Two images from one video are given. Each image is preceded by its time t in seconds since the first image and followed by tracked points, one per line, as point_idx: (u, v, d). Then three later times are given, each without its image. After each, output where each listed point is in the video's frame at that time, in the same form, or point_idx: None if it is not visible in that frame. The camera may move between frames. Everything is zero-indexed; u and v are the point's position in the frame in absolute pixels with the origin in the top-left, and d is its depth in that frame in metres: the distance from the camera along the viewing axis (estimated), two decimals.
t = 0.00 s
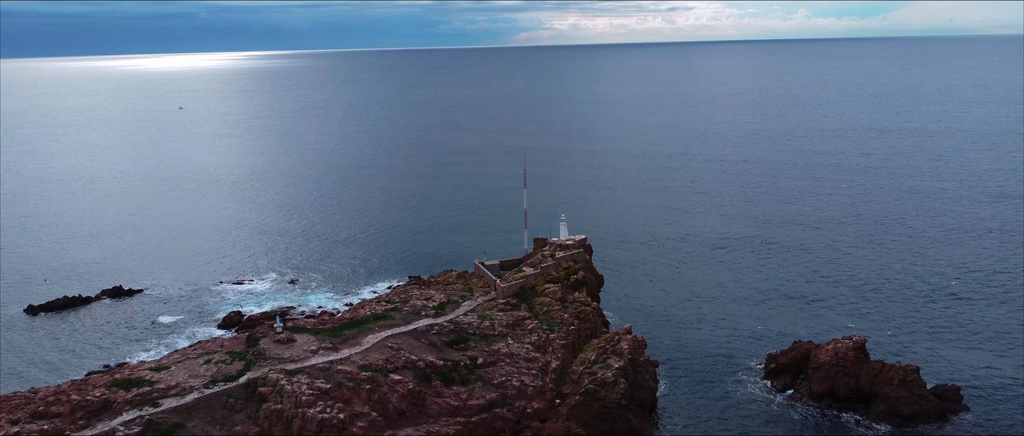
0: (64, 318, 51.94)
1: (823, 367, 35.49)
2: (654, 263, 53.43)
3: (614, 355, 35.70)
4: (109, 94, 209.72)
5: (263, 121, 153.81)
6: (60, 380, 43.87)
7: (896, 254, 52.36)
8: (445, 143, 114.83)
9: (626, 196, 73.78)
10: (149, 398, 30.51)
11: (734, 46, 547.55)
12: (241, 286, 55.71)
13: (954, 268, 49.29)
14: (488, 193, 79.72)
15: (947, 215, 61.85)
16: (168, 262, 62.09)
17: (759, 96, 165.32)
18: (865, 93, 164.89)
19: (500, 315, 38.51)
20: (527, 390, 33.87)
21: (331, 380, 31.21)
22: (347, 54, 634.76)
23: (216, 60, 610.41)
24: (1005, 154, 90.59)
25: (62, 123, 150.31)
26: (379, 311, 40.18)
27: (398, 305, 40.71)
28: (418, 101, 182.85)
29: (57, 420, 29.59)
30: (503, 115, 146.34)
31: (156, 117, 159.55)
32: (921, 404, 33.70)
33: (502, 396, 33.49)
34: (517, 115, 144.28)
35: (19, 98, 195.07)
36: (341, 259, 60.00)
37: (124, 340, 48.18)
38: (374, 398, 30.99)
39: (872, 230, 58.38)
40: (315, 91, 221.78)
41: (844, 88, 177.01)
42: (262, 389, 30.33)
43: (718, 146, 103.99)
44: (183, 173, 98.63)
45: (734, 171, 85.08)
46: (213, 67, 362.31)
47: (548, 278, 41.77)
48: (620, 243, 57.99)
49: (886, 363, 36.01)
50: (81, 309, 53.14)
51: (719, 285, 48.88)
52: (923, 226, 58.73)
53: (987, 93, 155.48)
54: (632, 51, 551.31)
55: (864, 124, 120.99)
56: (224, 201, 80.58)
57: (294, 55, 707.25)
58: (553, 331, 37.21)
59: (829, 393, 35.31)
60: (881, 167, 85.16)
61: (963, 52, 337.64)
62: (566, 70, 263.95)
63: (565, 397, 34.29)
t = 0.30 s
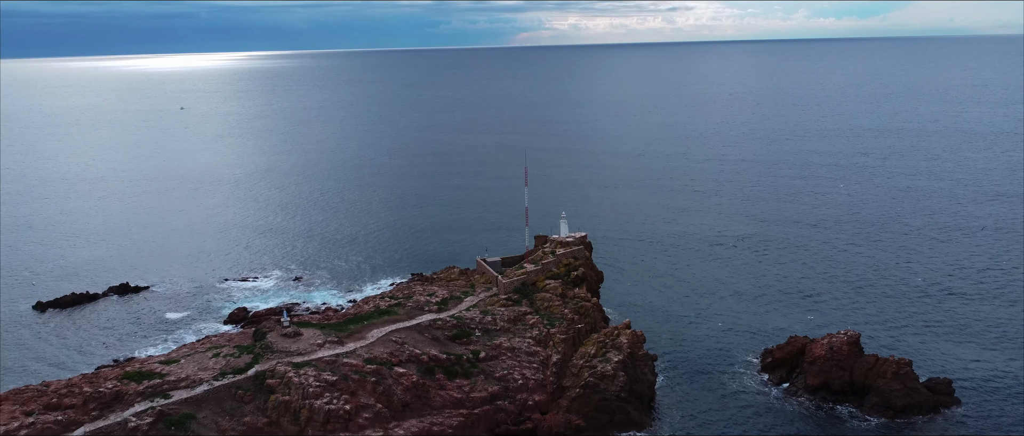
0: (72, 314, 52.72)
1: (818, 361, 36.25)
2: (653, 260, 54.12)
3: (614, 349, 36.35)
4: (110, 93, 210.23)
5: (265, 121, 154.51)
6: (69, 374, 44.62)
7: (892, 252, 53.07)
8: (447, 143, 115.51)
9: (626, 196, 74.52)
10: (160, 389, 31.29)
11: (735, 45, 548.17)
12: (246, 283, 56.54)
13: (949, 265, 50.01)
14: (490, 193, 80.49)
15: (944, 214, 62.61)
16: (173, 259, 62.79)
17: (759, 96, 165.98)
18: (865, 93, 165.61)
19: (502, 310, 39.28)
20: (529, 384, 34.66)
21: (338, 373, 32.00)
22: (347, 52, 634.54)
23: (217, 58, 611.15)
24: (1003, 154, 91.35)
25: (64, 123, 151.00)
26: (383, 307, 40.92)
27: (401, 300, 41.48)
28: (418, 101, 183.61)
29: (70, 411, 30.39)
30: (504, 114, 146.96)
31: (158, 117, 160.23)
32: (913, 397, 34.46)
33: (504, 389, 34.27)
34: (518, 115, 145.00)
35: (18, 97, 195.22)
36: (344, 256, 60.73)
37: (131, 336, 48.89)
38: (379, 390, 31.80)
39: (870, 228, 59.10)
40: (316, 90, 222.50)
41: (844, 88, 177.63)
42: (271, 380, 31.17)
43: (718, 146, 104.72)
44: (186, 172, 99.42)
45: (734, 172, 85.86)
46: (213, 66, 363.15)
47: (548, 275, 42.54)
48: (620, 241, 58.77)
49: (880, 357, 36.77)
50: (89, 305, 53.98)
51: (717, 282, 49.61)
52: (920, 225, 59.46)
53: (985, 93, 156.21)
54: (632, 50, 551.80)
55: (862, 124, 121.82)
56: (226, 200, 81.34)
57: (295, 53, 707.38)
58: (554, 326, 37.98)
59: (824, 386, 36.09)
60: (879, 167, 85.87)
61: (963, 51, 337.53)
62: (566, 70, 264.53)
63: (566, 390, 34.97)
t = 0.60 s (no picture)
0: (142, 281, 61.06)
1: (778, 310, 43.64)
2: (648, 240, 61.96)
3: (610, 299, 43.94)
4: (137, 94, 220.12)
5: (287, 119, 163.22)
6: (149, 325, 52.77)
7: (856, 236, 60.68)
8: (460, 141, 123.41)
9: (626, 192, 82.33)
10: (247, 325, 39.34)
11: (741, 46, 555.57)
12: (290, 257, 64.69)
13: (904, 246, 57.54)
14: (502, 188, 88.38)
15: (910, 207, 70.11)
16: (224, 243, 71.18)
17: (759, 97, 173.35)
18: (860, 94, 172.74)
19: (516, 270, 47.16)
20: (540, 326, 42.44)
21: (387, 314, 40.00)
22: (358, 53, 644.78)
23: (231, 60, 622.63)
24: (979, 153, 98.54)
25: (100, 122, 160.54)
26: (417, 268, 48.86)
27: (432, 263, 49.40)
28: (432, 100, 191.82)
29: (178, 340, 38.54)
30: (513, 114, 154.86)
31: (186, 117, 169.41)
32: (854, 336, 41.44)
33: (519, 330, 42.02)
34: (526, 115, 152.73)
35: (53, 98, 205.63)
36: (376, 239, 68.85)
37: (196, 298, 56.93)
38: (420, 327, 39.77)
39: (841, 218, 66.76)
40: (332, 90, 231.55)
41: (841, 89, 184.72)
42: (335, 318, 39.47)
43: (714, 145, 112.20)
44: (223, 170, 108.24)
45: (726, 170, 93.48)
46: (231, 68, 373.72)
47: (556, 242, 50.38)
48: (618, 226, 66.54)
49: (831, 307, 43.89)
50: (156, 274, 62.40)
51: (701, 256, 57.33)
52: (886, 215, 66.99)
53: (976, 94, 162.98)
54: (639, 50, 559.71)
55: (853, 124, 129.29)
56: (265, 196, 89.99)
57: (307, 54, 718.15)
58: (561, 282, 45.80)
59: (782, 330, 43.42)
60: (861, 166, 93.30)
61: (966, 51, 343.26)
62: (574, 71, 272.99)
63: (570, 330, 42.61)
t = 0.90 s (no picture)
0: (149, 278, 62.03)
1: (775, 305, 44.39)
2: (647, 237, 62.83)
3: (610, 294, 44.74)
4: (139, 94, 221.08)
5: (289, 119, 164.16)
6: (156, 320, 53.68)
7: (853, 234, 61.46)
8: (460, 142, 124.20)
9: (626, 191, 83.13)
10: (254, 320, 40.19)
11: (742, 46, 557.13)
12: (294, 255, 65.64)
13: (900, 243, 58.31)
14: (502, 187, 89.20)
15: (907, 205, 70.86)
16: (228, 241, 72.06)
17: (759, 97, 173.99)
18: (860, 93, 173.27)
19: (518, 266, 47.97)
20: (541, 321, 43.24)
21: (391, 309, 40.82)
22: (359, 54, 645.74)
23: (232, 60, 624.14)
24: (976, 152, 99.22)
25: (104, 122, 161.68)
26: (420, 264, 49.66)
27: (435, 259, 50.20)
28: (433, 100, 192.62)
29: (186, 335, 39.34)
30: (513, 114, 155.62)
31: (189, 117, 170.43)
32: (850, 331, 42.16)
33: (521, 325, 42.80)
34: (526, 115, 153.49)
35: (55, 98, 206.80)
36: (379, 237, 69.75)
37: (202, 294, 57.79)
38: (423, 322, 40.59)
39: (839, 216, 67.55)
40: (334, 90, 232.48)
41: (841, 89, 185.26)
42: (340, 313, 40.30)
43: (714, 145, 112.93)
44: (226, 169, 109.25)
45: (725, 170, 94.21)
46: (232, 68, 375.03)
47: (557, 239, 51.21)
48: (618, 224, 67.33)
49: (827, 302, 44.65)
50: (162, 271, 63.37)
51: (700, 254, 58.09)
52: (883, 214, 67.77)
53: (975, 94, 163.53)
54: (641, 50, 560.67)
55: (852, 123, 130.15)
56: (269, 195, 90.98)
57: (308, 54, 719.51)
58: (561, 278, 46.62)
59: (779, 325, 44.17)
60: (859, 165, 94.02)
61: (966, 50, 343.45)
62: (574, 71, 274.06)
63: (570, 325, 43.41)
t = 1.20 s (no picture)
0: (154, 275, 62.91)
1: (772, 300, 45.10)
2: (646, 235, 63.66)
3: (610, 290, 45.48)
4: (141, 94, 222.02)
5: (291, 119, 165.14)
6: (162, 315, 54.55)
7: (850, 231, 62.13)
8: (461, 141, 124.93)
9: (625, 190, 83.83)
10: (260, 315, 40.98)
11: (743, 46, 556.92)
12: (298, 252, 66.49)
13: (896, 241, 58.97)
14: (503, 187, 89.98)
15: (904, 203, 71.44)
16: (232, 239, 72.90)
17: (759, 96, 174.38)
18: (859, 93, 173.59)
19: (519, 262, 48.73)
20: (542, 316, 43.98)
21: (395, 304, 41.59)
22: (359, 54, 646.28)
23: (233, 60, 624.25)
24: (974, 151, 99.68)
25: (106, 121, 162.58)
26: (422, 260, 50.42)
27: (437, 255, 50.96)
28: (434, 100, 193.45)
29: (194, 329, 40.14)
30: (514, 114, 156.23)
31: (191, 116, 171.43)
32: (845, 325, 42.92)
33: (522, 320, 43.54)
34: (527, 115, 154.10)
35: (57, 98, 207.69)
36: (381, 235, 70.59)
37: (208, 290, 58.69)
38: (426, 316, 41.41)
39: (836, 214, 68.19)
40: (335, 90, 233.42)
41: (841, 88, 185.58)
42: (345, 307, 41.10)
43: (713, 145, 113.52)
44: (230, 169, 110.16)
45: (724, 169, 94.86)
46: (233, 68, 375.83)
47: (557, 236, 51.95)
48: (618, 223, 68.06)
49: (823, 298, 45.32)
50: (168, 268, 64.25)
51: (698, 251, 58.82)
52: (880, 212, 68.43)
53: (975, 93, 163.77)
54: (641, 49, 560.70)
55: (850, 123, 130.90)
56: (272, 194, 91.85)
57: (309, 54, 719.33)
58: (562, 274, 47.38)
59: (776, 320, 44.88)
60: (858, 165, 94.53)
61: (967, 50, 343.05)
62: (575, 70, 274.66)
63: (571, 320, 44.15)
